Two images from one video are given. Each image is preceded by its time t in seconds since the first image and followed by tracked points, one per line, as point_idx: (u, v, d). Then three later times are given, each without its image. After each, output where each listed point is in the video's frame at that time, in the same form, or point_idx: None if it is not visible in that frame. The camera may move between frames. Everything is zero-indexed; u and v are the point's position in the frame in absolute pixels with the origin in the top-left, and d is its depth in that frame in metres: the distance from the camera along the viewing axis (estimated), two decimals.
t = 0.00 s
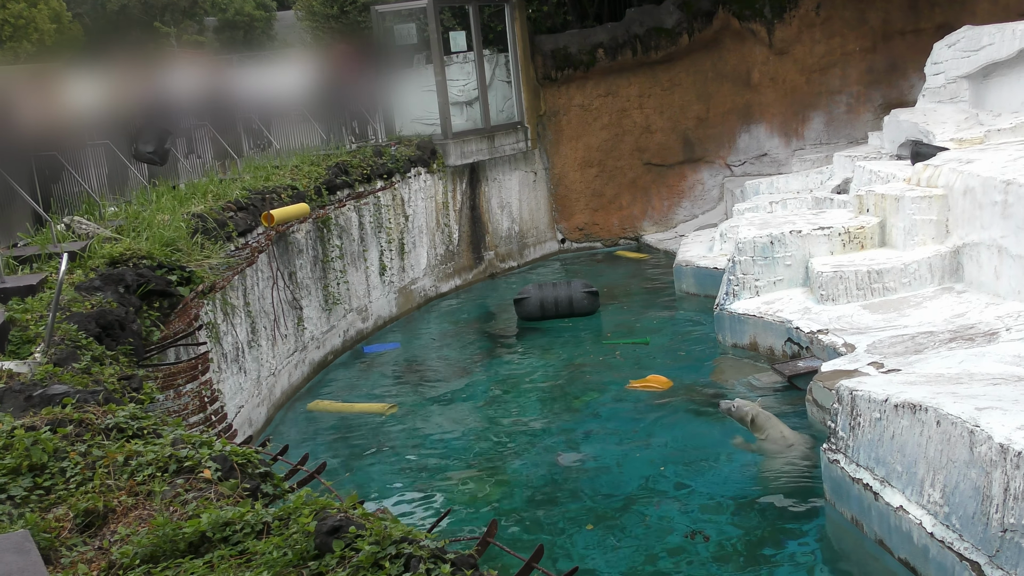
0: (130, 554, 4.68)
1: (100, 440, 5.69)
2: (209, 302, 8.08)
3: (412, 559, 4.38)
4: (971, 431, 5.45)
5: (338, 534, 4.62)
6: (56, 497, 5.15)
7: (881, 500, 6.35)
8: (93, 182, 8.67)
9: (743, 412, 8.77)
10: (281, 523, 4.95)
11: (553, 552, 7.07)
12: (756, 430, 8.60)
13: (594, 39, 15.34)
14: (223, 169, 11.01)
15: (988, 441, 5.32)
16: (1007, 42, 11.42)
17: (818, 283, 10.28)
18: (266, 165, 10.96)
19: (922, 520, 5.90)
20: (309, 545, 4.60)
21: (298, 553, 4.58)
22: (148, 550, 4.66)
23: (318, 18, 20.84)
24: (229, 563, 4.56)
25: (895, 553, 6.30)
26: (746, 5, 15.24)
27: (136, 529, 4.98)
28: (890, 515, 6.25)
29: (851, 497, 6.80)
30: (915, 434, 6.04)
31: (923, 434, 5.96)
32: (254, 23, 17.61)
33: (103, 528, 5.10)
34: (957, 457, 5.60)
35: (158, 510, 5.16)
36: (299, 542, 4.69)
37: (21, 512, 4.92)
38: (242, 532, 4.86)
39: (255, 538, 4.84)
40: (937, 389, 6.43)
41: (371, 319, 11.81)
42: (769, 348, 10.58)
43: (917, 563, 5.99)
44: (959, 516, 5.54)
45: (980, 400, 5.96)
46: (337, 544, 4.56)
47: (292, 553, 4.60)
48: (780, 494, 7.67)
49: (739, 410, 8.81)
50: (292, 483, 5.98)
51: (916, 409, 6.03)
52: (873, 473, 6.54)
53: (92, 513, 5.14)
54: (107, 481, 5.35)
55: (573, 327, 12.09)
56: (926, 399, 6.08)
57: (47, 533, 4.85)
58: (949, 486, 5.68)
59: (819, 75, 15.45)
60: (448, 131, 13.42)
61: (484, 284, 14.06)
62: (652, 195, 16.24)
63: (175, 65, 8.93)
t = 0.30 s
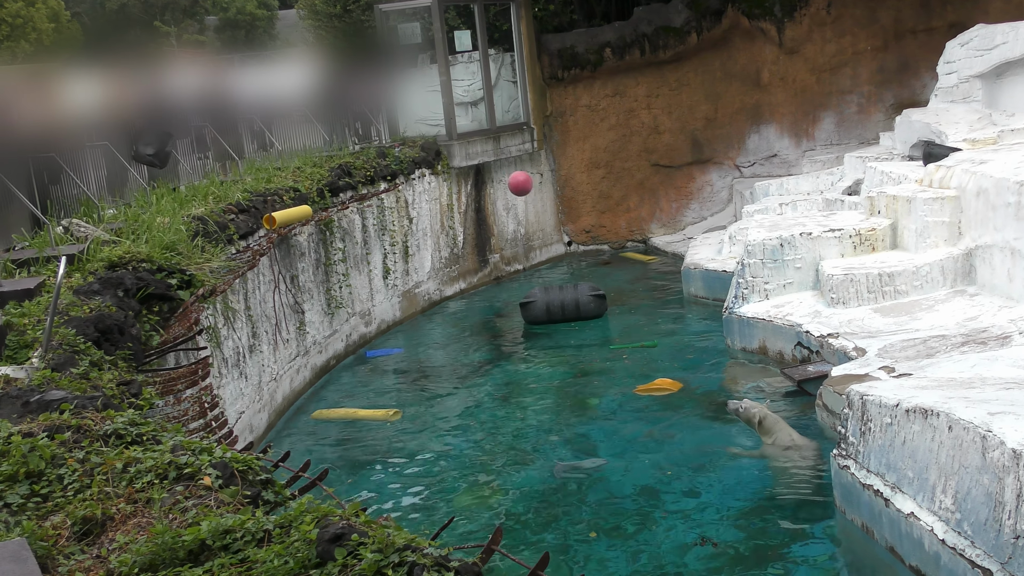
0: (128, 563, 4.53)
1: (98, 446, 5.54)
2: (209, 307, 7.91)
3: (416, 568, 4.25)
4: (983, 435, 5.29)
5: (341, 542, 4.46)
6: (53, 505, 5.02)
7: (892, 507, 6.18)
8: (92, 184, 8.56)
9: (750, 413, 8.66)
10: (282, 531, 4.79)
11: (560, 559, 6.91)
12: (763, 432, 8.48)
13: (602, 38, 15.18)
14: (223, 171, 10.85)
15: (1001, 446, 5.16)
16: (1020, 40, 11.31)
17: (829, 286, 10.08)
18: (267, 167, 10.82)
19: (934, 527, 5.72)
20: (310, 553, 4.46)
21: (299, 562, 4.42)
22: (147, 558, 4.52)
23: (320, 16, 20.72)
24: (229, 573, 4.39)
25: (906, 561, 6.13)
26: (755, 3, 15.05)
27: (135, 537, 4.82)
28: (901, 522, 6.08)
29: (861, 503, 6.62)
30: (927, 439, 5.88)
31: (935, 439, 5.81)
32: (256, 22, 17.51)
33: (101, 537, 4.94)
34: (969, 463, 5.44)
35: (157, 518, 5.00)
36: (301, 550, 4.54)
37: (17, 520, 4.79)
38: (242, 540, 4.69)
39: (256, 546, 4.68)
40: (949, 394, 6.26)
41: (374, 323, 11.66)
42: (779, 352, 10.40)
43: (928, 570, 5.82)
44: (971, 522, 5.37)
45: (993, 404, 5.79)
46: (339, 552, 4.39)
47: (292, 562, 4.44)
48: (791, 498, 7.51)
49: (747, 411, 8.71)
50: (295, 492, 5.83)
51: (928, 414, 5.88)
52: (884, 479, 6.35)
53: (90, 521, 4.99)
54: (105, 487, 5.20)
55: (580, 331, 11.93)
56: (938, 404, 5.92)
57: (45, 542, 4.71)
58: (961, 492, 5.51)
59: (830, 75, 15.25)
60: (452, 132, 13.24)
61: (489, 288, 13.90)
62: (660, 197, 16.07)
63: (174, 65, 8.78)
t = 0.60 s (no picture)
0: (126, 572, 4.37)
1: (96, 454, 5.40)
2: (209, 311, 7.76)
3: None
4: (996, 439, 5.14)
5: (343, 550, 4.37)
6: (51, 513, 4.86)
7: (903, 512, 6.01)
8: (89, 188, 8.49)
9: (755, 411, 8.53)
10: (283, 539, 4.64)
11: (566, 567, 6.75)
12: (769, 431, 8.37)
13: (607, 37, 15.04)
14: (222, 174, 10.73)
15: (1014, 450, 5.02)
16: None
17: (838, 289, 9.91)
18: (268, 170, 10.71)
19: (945, 532, 5.56)
20: (312, 561, 4.33)
21: (300, 570, 4.27)
22: (145, 566, 4.36)
23: (320, 15, 20.58)
24: None
25: (917, 567, 5.96)
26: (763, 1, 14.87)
27: (133, 545, 4.70)
28: (912, 527, 5.91)
29: (872, 508, 6.45)
30: (938, 444, 5.72)
31: (946, 444, 5.65)
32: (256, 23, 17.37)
33: (99, 545, 4.80)
34: (980, 467, 5.30)
35: (156, 526, 4.87)
36: (302, 558, 4.39)
37: (14, 528, 4.65)
38: (243, 548, 4.53)
39: (256, 554, 4.51)
40: (960, 398, 6.10)
41: (376, 327, 11.52)
42: (788, 356, 10.21)
43: None
44: (983, 527, 5.22)
45: (1006, 408, 5.63)
46: (341, 560, 4.28)
47: (293, 570, 4.28)
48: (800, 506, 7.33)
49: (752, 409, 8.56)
50: (297, 501, 5.68)
51: (939, 418, 5.73)
52: (894, 484, 6.19)
53: (88, 529, 4.85)
54: (103, 495, 5.07)
55: (585, 335, 11.77)
56: (950, 407, 5.77)
57: (41, 550, 4.57)
58: (973, 497, 5.36)
59: (839, 74, 15.12)
60: (455, 133, 13.11)
61: (493, 291, 13.75)
62: (666, 199, 15.91)
63: (174, 67, 8.64)
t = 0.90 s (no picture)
0: None
1: (93, 462, 5.27)
2: (206, 317, 7.64)
3: None
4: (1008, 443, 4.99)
5: (345, 558, 4.23)
6: (48, 523, 4.73)
7: (914, 517, 5.86)
8: (85, 191, 8.38)
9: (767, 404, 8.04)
10: (285, 548, 4.50)
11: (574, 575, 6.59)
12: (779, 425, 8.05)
13: (610, 36, 14.84)
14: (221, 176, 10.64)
15: None
16: None
17: (847, 291, 9.75)
18: (266, 172, 10.57)
19: (957, 538, 5.41)
20: (313, 570, 4.20)
21: None
22: None
23: (319, 15, 20.43)
24: None
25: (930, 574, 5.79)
26: None
27: (132, 555, 4.57)
28: (923, 533, 5.76)
29: (882, 513, 6.30)
30: (949, 448, 5.57)
31: (957, 448, 5.50)
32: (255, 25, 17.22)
33: (97, 555, 4.67)
34: (992, 471, 5.15)
35: (155, 535, 4.75)
36: (305, 568, 4.26)
37: (9, 538, 4.52)
38: (244, 558, 4.38)
39: (257, 564, 4.36)
40: (972, 400, 5.94)
41: (378, 332, 11.38)
42: (796, 359, 10.00)
43: None
44: (996, 532, 5.09)
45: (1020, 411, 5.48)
46: (344, 567, 4.16)
47: None
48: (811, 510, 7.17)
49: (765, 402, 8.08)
50: (299, 506, 5.54)
51: (950, 422, 5.58)
52: (905, 488, 6.03)
53: (86, 539, 4.73)
54: (101, 504, 4.93)
55: (590, 339, 11.61)
56: (961, 411, 5.62)
57: (38, 561, 4.45)
58: (986, 501, 5.22)
59: (846, 73, 14.97)
60: (456, 135, 13.03)
61: (496, 295, 13.61)
62: (672, 200, 15.78)
63: (171, 68, 8.54)
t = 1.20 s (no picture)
0: None
1: (90, 469, 5.13)
2: (206, 321, 7.50)
3: None
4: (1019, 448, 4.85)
5: (347, 566, 4.15)
6: (44, 531, 4.60)
7: (923, 523, 5.71)
8: (81, 193, 8.23)
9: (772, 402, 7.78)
10: (286, 556, 4.36)
11: None
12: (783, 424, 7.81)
13: (616, 35, 14.79)
14: (219, 178, 10.51)
15: None
16: None
17: (855, 294, 9.59)
18: (266, 173, 10.43)
19: (967, 544, 5.26)
20: None
21: None
22: None
23: (320, 14, 20.33)
24: None
25: None
26: None
27: (129, 564, 4.44)
28: (933, 540, 5.61)
29: (892, 520, 6.14)
30: (959, 453, 5.43)
31: (967, 453, 5.36)
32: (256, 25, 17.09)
33: (94, 564, 4.56)
34: (1002, 476, 5.01)
35: (154, 543, 4.61)
36: None
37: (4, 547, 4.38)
38: (243, 566, 4.24)
39: (257, 573, 4.22)
40: (983, 404, 5.79)
41: (380, 336, 11.23)
42: (804, 363, 9.81)
43: None
44: (1007, 539, 4.94)
45: None
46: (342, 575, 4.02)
47: None
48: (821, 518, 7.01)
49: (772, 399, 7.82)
50: (299, 514, 5.39)
51: (959, 426, 5.44)
52: (915, 494, 5.88)
53: (82, 547, 4.59)
54: (98, 511, 4.80)
55: (595, 343, 11.46)
56: (971, 415, 5.47)
57: (34, 570, 4.31)
58: (996, 507, 5.08)
59: (854, 72, 14.81)
60: (460, 136, 12.86)
61: (500, 299, 13.47)
62: (678, 202, 15.61)
63: (167, 67, 8.44)
